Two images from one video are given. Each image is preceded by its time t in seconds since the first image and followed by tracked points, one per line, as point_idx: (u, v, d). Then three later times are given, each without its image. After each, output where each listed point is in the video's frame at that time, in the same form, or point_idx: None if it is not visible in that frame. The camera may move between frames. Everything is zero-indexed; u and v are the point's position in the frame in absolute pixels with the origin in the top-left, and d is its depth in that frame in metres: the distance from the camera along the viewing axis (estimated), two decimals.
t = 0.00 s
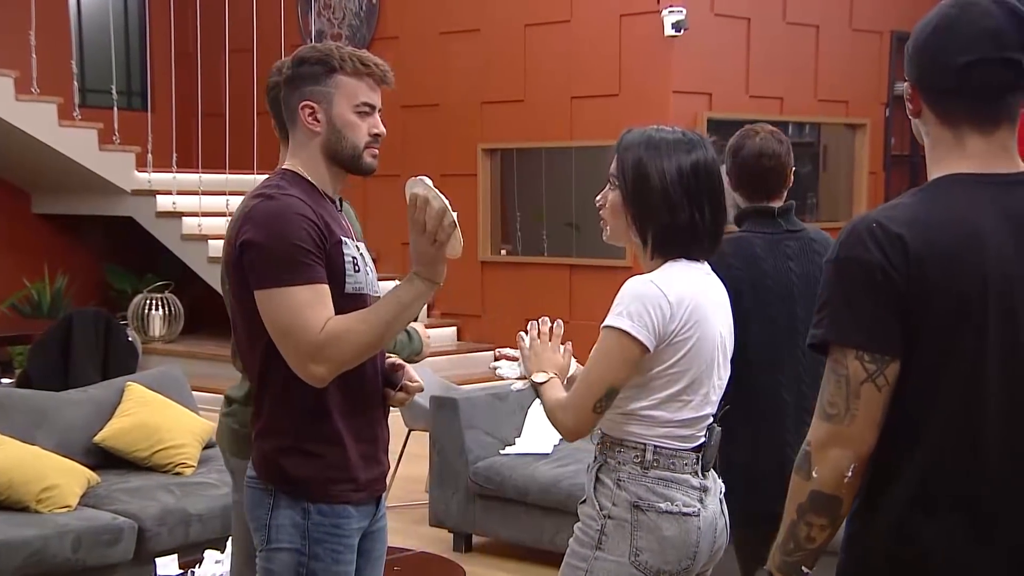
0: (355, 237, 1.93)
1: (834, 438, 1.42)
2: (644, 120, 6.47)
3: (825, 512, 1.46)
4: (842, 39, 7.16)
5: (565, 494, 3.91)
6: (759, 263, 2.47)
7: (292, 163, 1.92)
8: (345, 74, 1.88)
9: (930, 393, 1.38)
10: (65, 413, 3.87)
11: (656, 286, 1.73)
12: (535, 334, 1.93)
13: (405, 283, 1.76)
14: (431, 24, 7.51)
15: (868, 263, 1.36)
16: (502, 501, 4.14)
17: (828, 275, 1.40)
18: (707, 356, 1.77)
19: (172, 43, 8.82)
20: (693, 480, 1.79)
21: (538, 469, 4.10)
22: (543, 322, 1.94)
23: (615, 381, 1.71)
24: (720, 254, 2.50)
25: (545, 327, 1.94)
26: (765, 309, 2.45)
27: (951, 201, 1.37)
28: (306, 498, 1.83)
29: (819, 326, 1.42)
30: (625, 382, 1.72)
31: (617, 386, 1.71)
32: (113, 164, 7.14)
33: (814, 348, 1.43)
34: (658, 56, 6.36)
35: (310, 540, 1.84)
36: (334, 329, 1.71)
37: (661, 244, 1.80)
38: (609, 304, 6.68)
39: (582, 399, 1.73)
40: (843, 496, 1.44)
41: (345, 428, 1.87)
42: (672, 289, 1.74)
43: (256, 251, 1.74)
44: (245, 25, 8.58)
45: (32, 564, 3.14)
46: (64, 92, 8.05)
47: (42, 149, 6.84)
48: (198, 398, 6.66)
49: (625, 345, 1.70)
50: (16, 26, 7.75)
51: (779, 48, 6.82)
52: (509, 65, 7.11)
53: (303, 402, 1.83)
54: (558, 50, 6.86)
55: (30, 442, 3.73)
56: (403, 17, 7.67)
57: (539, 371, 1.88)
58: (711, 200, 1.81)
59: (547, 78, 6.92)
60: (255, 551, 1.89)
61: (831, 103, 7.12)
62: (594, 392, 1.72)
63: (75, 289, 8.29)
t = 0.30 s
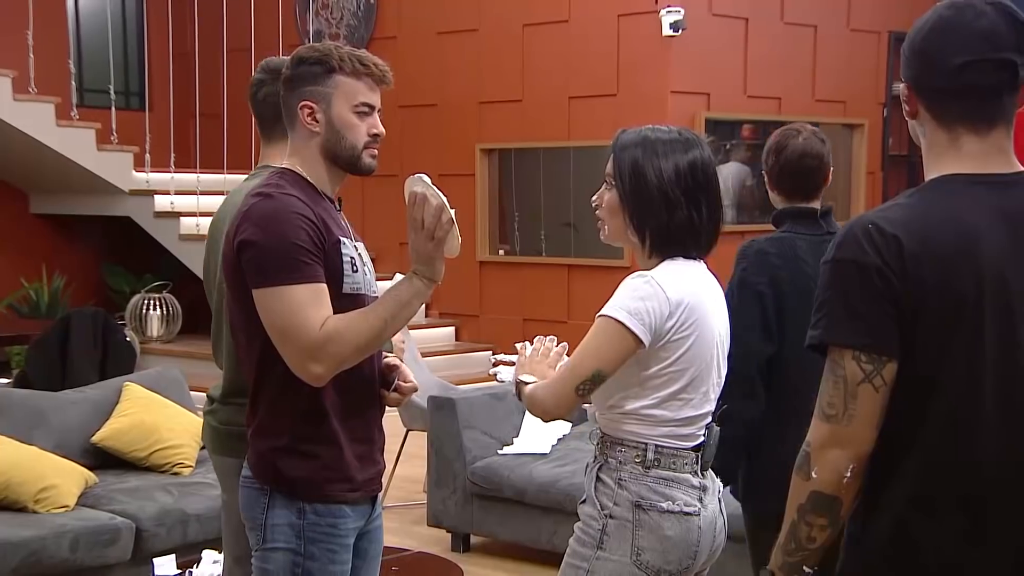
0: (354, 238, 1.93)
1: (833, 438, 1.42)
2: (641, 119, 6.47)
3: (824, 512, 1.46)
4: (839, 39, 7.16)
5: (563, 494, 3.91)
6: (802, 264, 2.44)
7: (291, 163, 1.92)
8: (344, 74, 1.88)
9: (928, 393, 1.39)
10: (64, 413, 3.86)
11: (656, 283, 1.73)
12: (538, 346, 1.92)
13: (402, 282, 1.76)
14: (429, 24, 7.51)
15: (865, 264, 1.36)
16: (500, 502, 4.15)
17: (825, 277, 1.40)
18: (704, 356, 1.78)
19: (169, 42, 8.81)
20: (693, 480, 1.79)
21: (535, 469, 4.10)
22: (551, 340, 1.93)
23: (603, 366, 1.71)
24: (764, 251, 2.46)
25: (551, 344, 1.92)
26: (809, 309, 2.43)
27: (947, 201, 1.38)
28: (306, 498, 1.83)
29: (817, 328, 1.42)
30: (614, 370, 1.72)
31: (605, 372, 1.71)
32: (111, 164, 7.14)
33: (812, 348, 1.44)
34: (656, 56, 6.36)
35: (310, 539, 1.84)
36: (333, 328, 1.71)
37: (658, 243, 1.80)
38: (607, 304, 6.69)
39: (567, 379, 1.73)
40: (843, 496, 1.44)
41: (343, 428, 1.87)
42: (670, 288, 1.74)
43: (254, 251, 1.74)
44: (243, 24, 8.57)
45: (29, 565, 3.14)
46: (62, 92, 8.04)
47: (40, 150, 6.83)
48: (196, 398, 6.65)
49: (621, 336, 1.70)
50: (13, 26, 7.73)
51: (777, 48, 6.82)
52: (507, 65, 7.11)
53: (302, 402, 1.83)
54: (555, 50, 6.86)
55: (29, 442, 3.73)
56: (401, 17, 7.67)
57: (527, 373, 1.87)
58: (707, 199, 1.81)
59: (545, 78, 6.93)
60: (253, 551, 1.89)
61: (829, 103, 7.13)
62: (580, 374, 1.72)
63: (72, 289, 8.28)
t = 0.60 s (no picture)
0: (342, 241, 1.93)
1: (817, 438, 1.42)
2: (629, 123, 6.48)
3: (809, 512, 1.46)
4: (827, 43, 7.18)
5: (550, 497, 3.91)
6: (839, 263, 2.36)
7: (279, 166, 1.91)
8: (332, 77, 1.88)
9: (913, 395, 1.39)
10: (49, 416, 3.85)
11: (642, 286, 1.74)
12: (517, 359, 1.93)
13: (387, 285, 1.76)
14: (417, 26, 7.51)
15: (851, 265, 1.37)
16: (487, 504, 4.14)
17: (811, 277, 1.40)
18: (689, 358, 1.78)
19: (157, 44, 8.79)
20: (679, 482, 1.80)
21: (523, 471, 4.10)
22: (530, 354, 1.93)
23: (585, 363, 1.71)
24: (800, 252, 2.36)
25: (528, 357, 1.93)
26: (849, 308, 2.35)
27: (934, 203, 1.38)
28: (292, 501, 1.83)
29: (803, 328, 1.42)
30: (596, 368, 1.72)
31: (588, 368, 1.71)
32: (98, 166, 7.11)
33: (798, 348, 1.44)
34: (644, 59, 6.37)
35: (295, 542, 1.84)
36: (317, 331, 1.71)
37: (642, 246, 1.81)
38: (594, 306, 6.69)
39: (548, 373, 1.73)
40: (827, 496, 1.44)
41: (330, 431, 1.87)
42: (656, 291, 1.74)
43: (239, 254, 1.74)
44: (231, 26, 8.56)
45: (14, 569, 3.12)
46: (48, 95, 8.02)
47: (25, 153, 6.80)
48: (183, 401, 6.63)
49: (604, 335, 1.70)
50: None
51: (764, 52, 6.84)
52: (495, 68, 7.12)
53: (288, 405, 1.83)
54: (544, 53, 6.86)
55: (14, 445, 3.71)
56: (389, 19, 7.67)
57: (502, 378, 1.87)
58: (691, 201, 1.82)
59: (532, 81, 6.93)
60: (239, 554, 1.88)
61: (816, 106, 7.15)
62: (561, 368, 1.71)
63: (59, 292, 8.25)
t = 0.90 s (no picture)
0: (332, 248, 1.93)
1: (806, 442, 1.43)
2: (619, 130, 6.50)
3: (798, 516, 1.47)
4: (815, 51, 7.22)
5: (539, 504, 3.92)
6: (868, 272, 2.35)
7: (269, 174, 1.91)
8: (320, 84, 1.88)
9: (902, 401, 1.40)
10: (37, 424, 3.84)
11: (630, 289, 1.74)
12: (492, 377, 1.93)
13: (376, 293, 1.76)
14: (406, 33, 7.51)
15: (841, 269, 1.37)
16: (477, 511, 4.14)
17: (801, 281, 1.41)
18: (677, 365, 1.79)
19: (146, 51, 8.78)
20: (665, 488, 1.80)
21: (513, 478, 4.10)
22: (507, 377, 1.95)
23: (563, 345, 1.70)
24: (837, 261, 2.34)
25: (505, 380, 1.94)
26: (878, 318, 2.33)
27: (924, 209, 1.39)
28: (280, 508, 1.83)
29: (793, 332, 1.42)
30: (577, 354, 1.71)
31: (566, 354, 1.70)
32: (87, 173, 7.09)
33: (788, 351, 1.44)
34: (633, 67, 6.39)
35: (284, 549, 1.83)
36: (306, 339, 1.71)
37: (630, 254, 1.81)
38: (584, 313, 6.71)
39: (525, 352, 1.72)
40: (815, 499, 1.45)
41: (318, 438, 1.86)
42: (643, 296, 1.74)
43: (226, 260, 1.74)
44: (221, 33, 8.56)
45: None
46: (36, 102, 8.00)
47: (14, 160, 6.78)
48: (172, 409, 6.62)
49: (590, 333, 1.70)
50: None
51: (752, 59, 6.86)
52: (485, 75, 7.13)
53: (276, 412, 1.82)
54: (533, 61, 6.88)
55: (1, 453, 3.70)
56: (378, 26, 7.68)
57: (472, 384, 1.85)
58: (678, 209, 1.82)
59: (522, 89, 6.94)
60: (227, 562, 1.88)
61: (805, 113, 7.18)
62: (538, 349, 1.70)
63: (47, 299, 8.22)
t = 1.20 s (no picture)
0: (324, 248, 1.93)
1: (798, 437, 1.43)
2: (612, 132, 6.50)
3: (787, 511, 1.47)
4: (808, 52, 7.23)
5: (532, 504, 3.92)
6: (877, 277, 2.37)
7: (263, 176, 1.91)
8: (310, 82, 1.88)
9: (896, 400, 1.40)
10: (28, 426, 3.82)
11: (623, 289, 1.74)
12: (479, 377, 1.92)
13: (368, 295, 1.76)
14: (400, 35, 7.51)
15: (836, 264, 1.37)
16: (470, 512, 4.14)
17: (796, 277, 1.41)
18: (669, 367, 1.79)
19: (138, 52, 8.77)
20: (655, 489, 1.80)
21: (506, 479, 4.10)
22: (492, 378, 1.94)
23: (554, 337, 1.68)
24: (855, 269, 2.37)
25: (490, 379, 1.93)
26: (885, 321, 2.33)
27: (919, 209, 1.39)
28: (271, 510, 1.83)
29: (788, 327, 1.42)
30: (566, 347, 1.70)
31: (557, 343, 1.69)
32: (79, 175, 7.08)
33: (781, 347, 1.44)
34: (626, 69, 6.40)
35: (275, 551, 1.83)
36: (297, 341, 1.71)
37: (624, 255, 1.82)
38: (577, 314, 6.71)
39: (515, 341, 1.70)
40: (806, 496, 1.45)
41: (310, 439, 1.86)
42: (634, 295, 1.74)
43: (218, 259, 1.74)
44: (213, 34, 8.55)
45: None
46: (28, 102, 7.99)
47: (6, 161, 6.76)
48: (165, 411, 6.60)
49: (580, 330, 1.70)
50: None
51: (745, 60, 6.87)
52: (478, 76, 7.12)
53: (268, 413, 1.82)
54: (526, 62, 6.88)
55: None
56: (371, 27, 7.68)
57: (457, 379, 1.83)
58: (670, 209, 1.82)
59: (515, 90, 6.94)
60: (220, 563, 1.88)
61: (798, 114, 7.19)
62: (529, 338, 1.68)
63: (40, 300, 8.20)
